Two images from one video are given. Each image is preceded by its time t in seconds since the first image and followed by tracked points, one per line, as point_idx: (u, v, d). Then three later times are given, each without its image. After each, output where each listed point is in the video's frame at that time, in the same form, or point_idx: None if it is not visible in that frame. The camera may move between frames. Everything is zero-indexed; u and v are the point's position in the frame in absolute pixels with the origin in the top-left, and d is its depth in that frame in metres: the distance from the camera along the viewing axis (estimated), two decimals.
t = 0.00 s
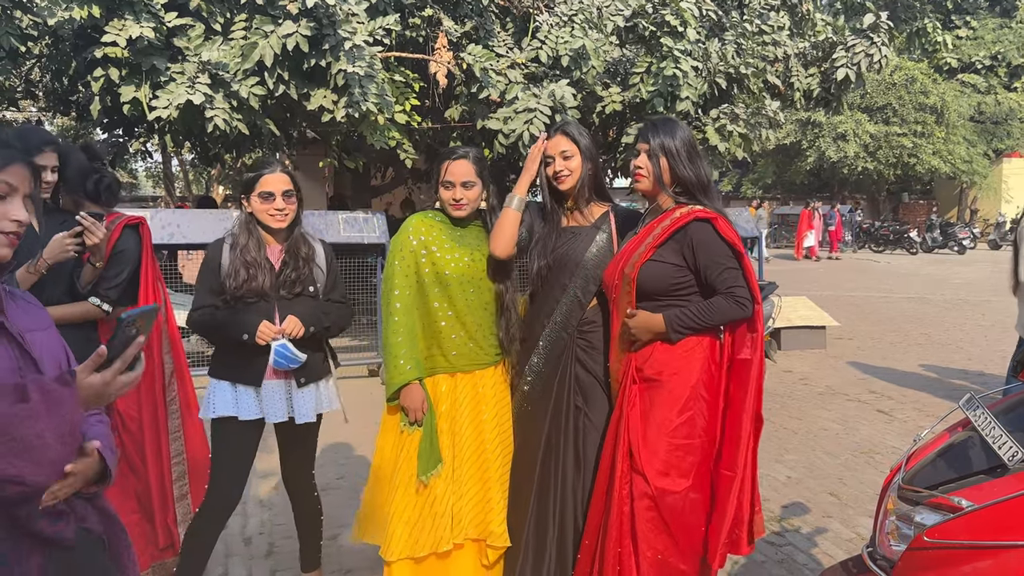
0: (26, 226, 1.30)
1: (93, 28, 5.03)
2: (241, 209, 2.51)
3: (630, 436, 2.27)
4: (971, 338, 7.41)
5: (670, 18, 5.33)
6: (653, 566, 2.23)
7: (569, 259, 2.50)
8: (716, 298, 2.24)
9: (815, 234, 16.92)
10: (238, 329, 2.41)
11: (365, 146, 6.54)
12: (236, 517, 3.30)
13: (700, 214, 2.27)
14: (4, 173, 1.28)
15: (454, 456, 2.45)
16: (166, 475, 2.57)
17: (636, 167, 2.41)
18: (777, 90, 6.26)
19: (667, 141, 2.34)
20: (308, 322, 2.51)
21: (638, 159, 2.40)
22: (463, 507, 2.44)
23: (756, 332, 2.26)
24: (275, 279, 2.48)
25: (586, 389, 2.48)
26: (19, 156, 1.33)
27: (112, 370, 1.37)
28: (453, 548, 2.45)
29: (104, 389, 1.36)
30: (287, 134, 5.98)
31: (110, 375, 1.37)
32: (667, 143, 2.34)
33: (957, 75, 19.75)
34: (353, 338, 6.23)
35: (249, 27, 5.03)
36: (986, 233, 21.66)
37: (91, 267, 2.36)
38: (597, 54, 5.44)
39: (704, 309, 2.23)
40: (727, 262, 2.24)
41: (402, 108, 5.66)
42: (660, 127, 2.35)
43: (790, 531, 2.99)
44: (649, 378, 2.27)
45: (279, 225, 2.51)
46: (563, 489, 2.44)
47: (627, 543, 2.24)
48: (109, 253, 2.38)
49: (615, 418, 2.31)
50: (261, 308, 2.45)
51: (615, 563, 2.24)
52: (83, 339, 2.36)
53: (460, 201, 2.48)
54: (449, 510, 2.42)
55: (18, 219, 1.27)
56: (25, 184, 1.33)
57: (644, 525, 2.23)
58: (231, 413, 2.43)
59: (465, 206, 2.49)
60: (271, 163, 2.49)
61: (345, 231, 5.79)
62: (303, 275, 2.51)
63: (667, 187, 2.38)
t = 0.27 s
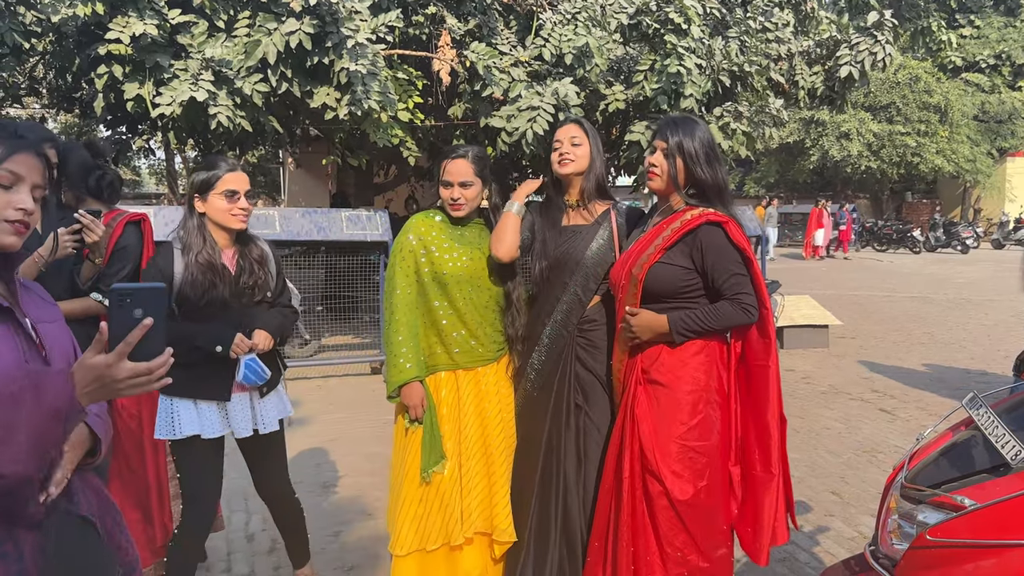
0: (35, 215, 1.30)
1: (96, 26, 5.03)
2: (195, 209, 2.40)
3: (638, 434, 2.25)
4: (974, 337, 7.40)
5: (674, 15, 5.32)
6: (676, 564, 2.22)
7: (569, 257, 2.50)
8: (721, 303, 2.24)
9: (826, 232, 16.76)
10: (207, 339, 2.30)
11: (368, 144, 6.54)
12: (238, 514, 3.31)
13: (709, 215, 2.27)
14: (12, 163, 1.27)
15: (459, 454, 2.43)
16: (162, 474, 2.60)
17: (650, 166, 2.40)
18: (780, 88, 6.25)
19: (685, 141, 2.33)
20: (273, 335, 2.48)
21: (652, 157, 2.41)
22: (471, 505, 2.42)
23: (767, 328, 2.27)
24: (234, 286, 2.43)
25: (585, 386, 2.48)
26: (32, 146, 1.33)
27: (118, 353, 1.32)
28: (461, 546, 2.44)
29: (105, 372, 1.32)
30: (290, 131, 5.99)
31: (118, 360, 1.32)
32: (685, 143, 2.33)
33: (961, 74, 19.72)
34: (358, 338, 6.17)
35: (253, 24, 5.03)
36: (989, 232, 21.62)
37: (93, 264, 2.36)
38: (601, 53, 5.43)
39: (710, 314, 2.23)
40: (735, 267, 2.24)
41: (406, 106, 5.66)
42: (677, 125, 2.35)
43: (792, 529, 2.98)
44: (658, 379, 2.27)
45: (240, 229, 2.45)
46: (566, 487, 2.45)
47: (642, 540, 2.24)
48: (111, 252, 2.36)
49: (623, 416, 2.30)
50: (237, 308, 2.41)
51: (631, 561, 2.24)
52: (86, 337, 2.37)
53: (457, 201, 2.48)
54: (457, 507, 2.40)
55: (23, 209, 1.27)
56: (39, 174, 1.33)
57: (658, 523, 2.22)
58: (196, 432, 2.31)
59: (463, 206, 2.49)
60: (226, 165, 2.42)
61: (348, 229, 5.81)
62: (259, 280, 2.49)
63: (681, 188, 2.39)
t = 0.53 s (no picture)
0: (44, 209, 1.30)
1: (100, 23, 5.04)
2: (160, 208, 2.26)
3: (644, 432, 2.25)
4: (977, 336, 7.39)
5: (677, 13, 5.27)
6: (684, 561, 2.22)
7: (570, 256, 2.50)
8: (731, 297, 2.26)
9: (833, 230, 16.74)
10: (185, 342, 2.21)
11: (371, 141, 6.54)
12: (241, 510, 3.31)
13: (720, 209, 2.28)
14: (18, 159, 1.26)
15: (449, 448, 2.49)
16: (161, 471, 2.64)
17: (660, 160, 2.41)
18: (783, 86, 6.24)
19: (695, 137, 2.34)
20: (250, 327, 2.48)
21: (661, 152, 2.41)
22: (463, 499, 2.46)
23: (777, 324, 2.28)
24: (204, 280, 2.35)
25: (588, 386, 2.48)
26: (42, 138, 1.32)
27: (120, 363, 1.16)
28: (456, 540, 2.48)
29: (106, 384, 1.16)
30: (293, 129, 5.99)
31: (120, 369, 1.17)
32: (695, 139, 2.34)
33: (964, 72, 19.69)
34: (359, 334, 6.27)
35: (256, 21, 5.02)
36: (992, 231, 21.59)
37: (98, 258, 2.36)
38: (604, 50, 5.43)
39: (720, 306, 2.24)
40: (745, 261, 2.26)
41: (409, 103, 5.67)
42: (687, 120, 2.36)
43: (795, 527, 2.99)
44: (665, 375, 2.28)
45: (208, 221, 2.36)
46: (566, 485, 2.44)
47: (650, 536, 2.24)
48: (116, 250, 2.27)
49: (629, 414, 2.30)
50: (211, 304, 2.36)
51: (640, 558, 2.24)
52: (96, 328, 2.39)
53: (447, 200, 2.56)
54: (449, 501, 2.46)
55: (32, 204, 1.27)
56: (50, 167, 1.33)
57: (666, 519, 2.22)
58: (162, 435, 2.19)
59: (454, 205, 2.57)
60: (184, 154, 2.30)
61: (350, 226, 5.79)
62: (228, 268, 2.41)
63: (690, 183, 2.39)
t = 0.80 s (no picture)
0: (53, 209, 1.30)
1: (103, 19, 5.04)
2: (148, 213, 2.26)
3: (650, 426, 2.27)
4: (979, 335, 7.39)
5: (681, 12, 5.30)
6: (685, 555, 2.22)
7: (576, 255, 2.52)
8: (727, 289, 2.28)
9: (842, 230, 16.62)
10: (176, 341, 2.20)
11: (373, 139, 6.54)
12: (243, 508, 3.32)
13: (724, 204, 2.30)
14: (28, 157, 1.26)
15: (439, 447, 2.52)
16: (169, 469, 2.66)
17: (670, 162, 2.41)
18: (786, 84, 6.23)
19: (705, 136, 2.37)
20: (239, 326, 2.50)
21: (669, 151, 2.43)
22: (446, 501, 2.49)
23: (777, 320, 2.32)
24: (195, 280, 2.36)
25: (593, 382, 2.48)
26: (50, 137, 1.32)
27: (108, 406, 1.15)
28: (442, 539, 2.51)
29: (94, 424, 1.15)
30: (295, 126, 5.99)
31: (109, 412, 1.15)
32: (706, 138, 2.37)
33: (966, 71, 19.66)
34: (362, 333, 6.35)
35: (258, 19, 5.01)
36: (994, 230, 21.57)
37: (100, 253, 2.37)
38: (606, 49, 5.43)
39: (718, 297, 2.27)
40: (745, 256, 2.29)
41: (411, 101, 5.67)
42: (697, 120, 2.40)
43: (797, 526, 2.99)
44: (669, 369, 2.29)
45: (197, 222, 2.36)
46: (572, 483, 2.43)
47: (653, 530, 2.24)
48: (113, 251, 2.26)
49: (635, 409, 2.32)
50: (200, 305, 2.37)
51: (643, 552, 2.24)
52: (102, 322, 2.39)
53: (445, 196, 2.57)
54: (434, 501, 2.49)
55: (41, 204, 1.27)
56: (60, 164, 1.32)
57: (669, 513, 2.23)
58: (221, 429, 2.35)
59: (451, 202, 2.58)
60: (168, 156, 2.29)
61: (353, 225, 5.81)
62: (219, 268, 2.42)
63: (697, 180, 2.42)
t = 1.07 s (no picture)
0: (60, 211, 1.30)
1: (104, 17, 5.04)
2: (137, 207, 2.26)
3: (654, 421, 2.28)
4: (980, 334, 7.38)
5: (681, 11, 5.31)
6: (687, 549, 2.26)
7: (579, 255, 2.52)
8: (732, 283, 2.30)
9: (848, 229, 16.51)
10: (158, 338, 2.17)
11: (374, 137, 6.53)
12: (244, 506, 3.32)
13: (726, 201, 2.33)
14: (37, 158, 1.27)
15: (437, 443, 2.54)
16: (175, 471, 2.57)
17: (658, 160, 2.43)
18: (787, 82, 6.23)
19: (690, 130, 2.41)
20: (224, 323, 2.45)
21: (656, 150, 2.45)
22: (442, 498, 2.50)
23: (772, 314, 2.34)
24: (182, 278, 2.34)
25: (597, 381, 2.48)
26: (60, 139, 1.32)
27: (100, 406, 1.15)
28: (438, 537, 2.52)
29: (88, 424, 1.16)
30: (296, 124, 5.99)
31: (102, 412, 1.15)
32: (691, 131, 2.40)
33: (967, 70, 19.64)
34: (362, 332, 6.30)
35: (259, 16, 5.01)
36: (995, 230, 21.55)
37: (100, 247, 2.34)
38: (607, 47, 5.42)
39: (722, 292, 2.29)
40: (749, 250, 2.31)
41: (412, 99, 5.67)
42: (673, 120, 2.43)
43: (797, 524, 2.99)
44: (673, 364, 2.31)
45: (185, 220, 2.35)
46: (575, 479, 2.44)
47: (655, 525, 2.26)
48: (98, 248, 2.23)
49: (638, 404, 2.33)
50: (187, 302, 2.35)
51: (645, 546, 2.26)
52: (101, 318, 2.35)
53: (452, 194, 2.57)
54: (429, 497, 2.50)
55: (47, 205, 1.27)
56: (69, 166, 1.33)
57: (670, 508, 2.26)
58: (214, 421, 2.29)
59: (459, 199, 2.58)
60: (160, 152, 2.30)
61: (353, 222, 5.79)
62: (206, 266, 2.41)
63: (689, 175, 2.45)
